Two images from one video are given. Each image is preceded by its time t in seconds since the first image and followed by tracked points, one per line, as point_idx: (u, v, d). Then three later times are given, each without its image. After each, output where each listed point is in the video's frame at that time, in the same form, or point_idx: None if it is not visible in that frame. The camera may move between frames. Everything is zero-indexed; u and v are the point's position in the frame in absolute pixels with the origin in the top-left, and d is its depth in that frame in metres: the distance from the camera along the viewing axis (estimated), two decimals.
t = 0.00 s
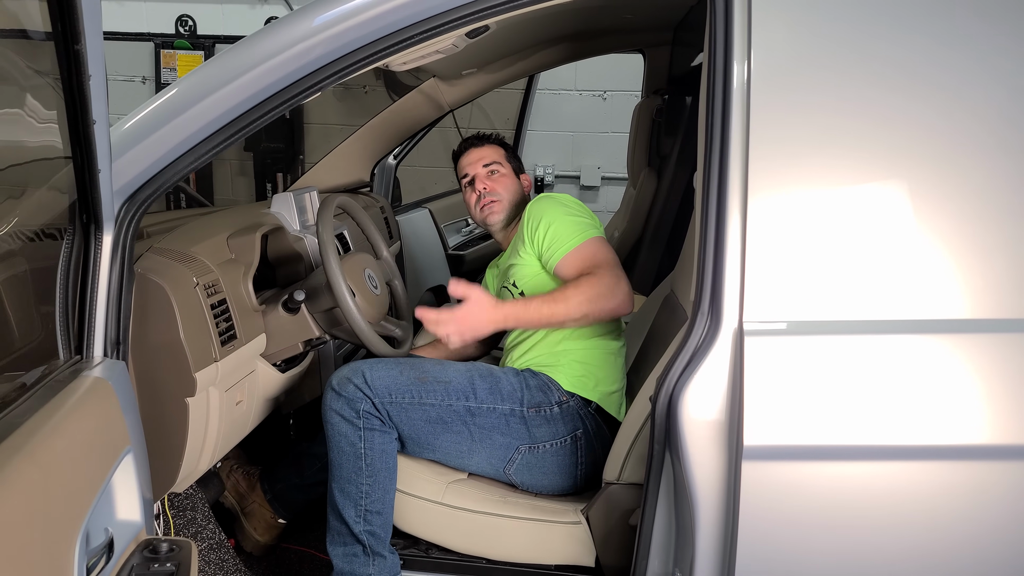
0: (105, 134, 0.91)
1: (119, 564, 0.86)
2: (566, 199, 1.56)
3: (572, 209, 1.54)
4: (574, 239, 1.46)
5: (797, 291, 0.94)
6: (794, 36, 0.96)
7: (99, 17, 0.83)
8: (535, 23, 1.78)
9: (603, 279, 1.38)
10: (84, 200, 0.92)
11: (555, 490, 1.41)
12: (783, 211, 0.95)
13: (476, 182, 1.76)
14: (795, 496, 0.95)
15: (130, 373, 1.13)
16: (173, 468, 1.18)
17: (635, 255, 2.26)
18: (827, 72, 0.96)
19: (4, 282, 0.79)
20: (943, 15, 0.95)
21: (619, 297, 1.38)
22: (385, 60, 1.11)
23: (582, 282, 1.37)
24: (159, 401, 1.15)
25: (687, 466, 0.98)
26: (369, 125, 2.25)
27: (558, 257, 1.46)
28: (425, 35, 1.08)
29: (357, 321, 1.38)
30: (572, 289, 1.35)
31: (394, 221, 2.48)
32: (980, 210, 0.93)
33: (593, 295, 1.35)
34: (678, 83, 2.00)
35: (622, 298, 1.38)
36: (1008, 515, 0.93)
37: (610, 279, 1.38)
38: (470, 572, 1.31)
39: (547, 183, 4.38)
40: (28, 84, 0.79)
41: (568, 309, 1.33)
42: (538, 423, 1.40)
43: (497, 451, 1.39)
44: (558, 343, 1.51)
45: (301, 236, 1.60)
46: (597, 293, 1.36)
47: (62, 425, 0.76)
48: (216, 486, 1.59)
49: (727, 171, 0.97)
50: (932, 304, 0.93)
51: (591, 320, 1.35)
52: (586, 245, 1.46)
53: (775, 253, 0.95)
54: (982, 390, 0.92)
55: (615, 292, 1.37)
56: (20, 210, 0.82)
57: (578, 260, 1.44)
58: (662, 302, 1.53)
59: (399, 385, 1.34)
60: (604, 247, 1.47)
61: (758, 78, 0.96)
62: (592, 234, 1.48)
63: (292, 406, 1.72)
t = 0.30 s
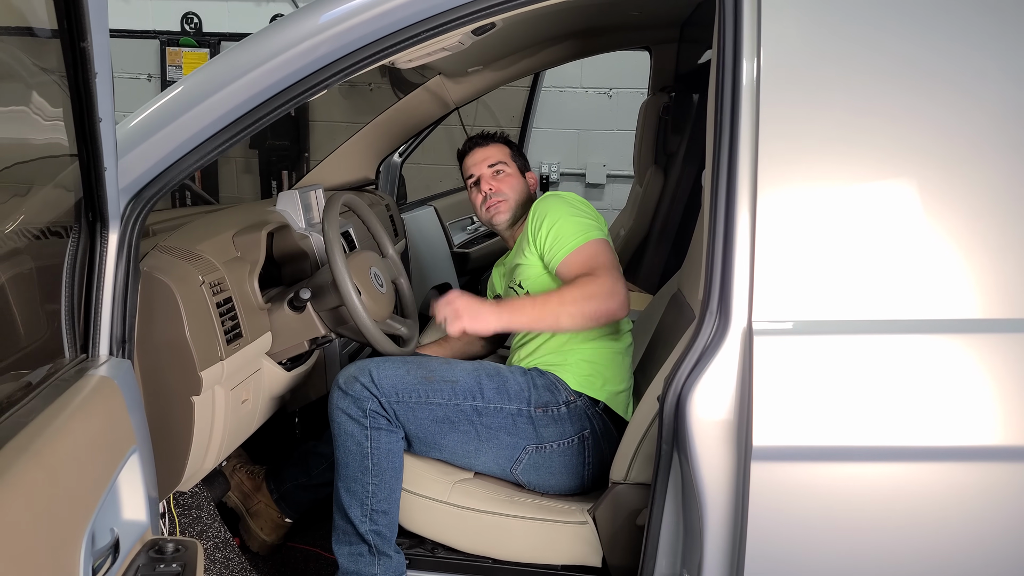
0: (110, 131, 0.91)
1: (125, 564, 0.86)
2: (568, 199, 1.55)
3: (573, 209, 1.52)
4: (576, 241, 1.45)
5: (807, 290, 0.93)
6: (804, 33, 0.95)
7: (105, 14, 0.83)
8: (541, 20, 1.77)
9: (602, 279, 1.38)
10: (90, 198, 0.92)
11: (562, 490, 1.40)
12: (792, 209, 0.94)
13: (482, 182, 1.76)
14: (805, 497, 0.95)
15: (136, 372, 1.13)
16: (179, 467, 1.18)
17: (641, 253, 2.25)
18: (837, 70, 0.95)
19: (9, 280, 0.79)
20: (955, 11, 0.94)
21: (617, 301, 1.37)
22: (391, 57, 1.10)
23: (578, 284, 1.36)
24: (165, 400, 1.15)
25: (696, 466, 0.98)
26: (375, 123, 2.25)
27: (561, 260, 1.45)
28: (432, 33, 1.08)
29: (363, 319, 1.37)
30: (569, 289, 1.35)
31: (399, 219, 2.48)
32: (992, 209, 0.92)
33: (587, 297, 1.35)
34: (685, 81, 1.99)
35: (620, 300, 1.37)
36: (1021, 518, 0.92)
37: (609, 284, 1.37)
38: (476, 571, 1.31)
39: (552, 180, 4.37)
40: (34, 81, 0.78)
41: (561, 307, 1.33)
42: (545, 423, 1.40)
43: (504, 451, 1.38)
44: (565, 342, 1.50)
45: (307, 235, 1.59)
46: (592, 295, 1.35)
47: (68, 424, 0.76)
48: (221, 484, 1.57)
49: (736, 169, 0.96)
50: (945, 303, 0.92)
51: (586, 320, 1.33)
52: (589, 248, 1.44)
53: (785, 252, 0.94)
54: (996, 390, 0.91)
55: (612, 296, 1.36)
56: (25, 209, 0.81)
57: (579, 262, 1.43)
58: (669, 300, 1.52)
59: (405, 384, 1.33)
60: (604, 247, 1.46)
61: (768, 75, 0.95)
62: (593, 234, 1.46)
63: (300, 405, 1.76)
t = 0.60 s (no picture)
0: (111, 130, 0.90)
1: (128, 565, 0.86)
2: (567, 198, 1.51)
3: (572, 211, 1.48)
4: (571, 249, 1.43)
5: (813, 286, 0.93)
6: (807, 28, 0.94)
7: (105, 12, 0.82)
8: (542, 17, 1.76)
9: (587, 296, 1.39)
10: (91, 197, 0.92)
11: (566, 489, 1.40)
12: (797, 205, 0.93)
13: (485, 180, 1.75)
14: (810, 495, 0.94)
15: (138, 372, 1.13)
16: (182, 467, 1.18)
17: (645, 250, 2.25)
18: (842, 65, 0.94)
19: (9, 280, 0.78)
20: (960, 6, 0.93)
21: (606, 316, 1.39)
22: (393, 55, 1.09)
23: (568, 306, 1.39)
24: (168, 400, 1.15)
25: (701, 464, 0.97)
26: (376, 120, 2.24)
27: (557, 266, 1.44)
28: (434, 30, 1.07)
29: (365, 318, 1.37)
30: (558, 316, 1.38)
31: (401, 217, 2.47)
32: (999, 203, 0.92)
33: (577, 319, 1.38)
34: (688, 77, 1.98)
35: (608, 313, 1.40)
36: None
37: (598, 300, 1.39)
38: (480, 570, 1.30)
39: (555, 178, 4.36)
40: (33, 79, 0.78)
41: (551, 333, 1.37)
42: (549, 422, 1.39)
43: (508, 449, 1.38)
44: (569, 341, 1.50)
45: (309, 233, 1.60)
46: (582, 316, 1.38)
47: (72, 424, 0.76)
48: (225, 483, 1.58)
49: (740, 165, 0.95)
50: (952, 299, 0.91)
51: (575, 340, 1.38)
52: (585, 256, 1.43)
53: (791, 248, 0.93)
54: (1004, 386, 0.90)
55: (601, 313, 1.39)
56: (25, 209, 0.81)
57: (574, 269, 1.42)
58: (674, 297, 1.51)
59: (408, 383, 1.33)
60: (600, 252, 1.44)
61: (772, 71, 0.94)
62: (590, 240, 1.44)
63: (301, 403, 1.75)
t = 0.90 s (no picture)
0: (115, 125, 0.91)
1: (131, 559, 0.86)
2: (571, 198, 1.51)
3: (576, 211, 1.48)
4: (573, 248, 1.43)
5: (814, 285, 0.93)
6: (810, 28, 0.94)
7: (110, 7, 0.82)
8: (545, 15, 1.77)
9: (589, 298, 1.39)
10: (94, 191, 0.92)
11: (566, 486, 1.40)
12: (799, 204, 0.94)
13: (487, 178, 1.75)
14: (810, 493, 0.94)
15: (140, 368, 1.13)
16: (184, 462, 1.18)
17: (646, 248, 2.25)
18: (844, 65, 0.94)
19: (12, 275, 0.78)
20: (962, 6, 0.93)
21: (606, 319, 1.39)
22: (396, 52, 1.10)
23: (569, 306, 1.39)
24: (170, 395, 1.15)
25: (702, 463, 0.97)
26: (378, 117, 2.24)
27: (559, 265, 1.44)
28: (437, 27, 1.07)
29: (367, 315, 1.37)
30: (559, 315, 1.38)
31: (403, 214, 2.47)
32: (1001, 203, 0.92)
33: (578, 322, 1.38)
34: (690, 76, 1.98)
35: (608, 317, 1.40)
36: None
37: (600, 303, 1.39)
38: (480, 567, 1.31)
39: (556, 176, 4.35)
40: (37, 74, 0.78)
41: (551, 334, 1.37)
42: (549, 419, 1.40)
43: (509, 446, 1.38)
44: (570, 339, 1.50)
45: (311, 230, 1.60)
46: (582, 318, 1.38)
47: (74, 419, 0.76)
48: (226, 479, 1.58)
49: (743, 164, 0.95)
50: (955, 298, 0.91)
51: (575, 341, 1.38)
52: (588, 256, 1.43)
53: (792, 247, 0.93)
54: (1006, 385, 0.90)
55: (602, 316, 1.39)
56: (27, 204, 0.81)
57: (576, 270, 1.42)
58: (675, 295, 1.51)
59: (409, 379, 1.33)
60: (602, 255, 1.44)
61: (774, 70, 0.94)
62: (592, 240, 1.44)
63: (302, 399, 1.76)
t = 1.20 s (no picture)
0: (121, 126, 0.91)
1: (135, 559, 0.87)
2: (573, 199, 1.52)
3: (578, 212, 1.49)
4: (574, 250, 1.44)
5: (816, 286, 0.93)
6: (812, 29, 0.95)
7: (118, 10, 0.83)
8: (547, 16, 1.77)
9: (590, 298, 1.39)
10: (100, 192, 0.93)
11: (568, 486, 1.40)
12: (800, 205, 0.94)
13: (489, 180, 1.76)
14: (812, 493, 0.95)
15: (144, 368, 1.14)
16: (187, 460, 1.19)
17: (648, 249, 2.25)
18: (845, 67, 0.94)
19: (20, 274, 0.79)
20: (963, 8, 0.94)
21: (607, 319, 1.39)
22: (400, 54, 1.10)
23: (570, 307, 1.39)
24: (174, 394, 1.16)
25: (703, 463, 0.97)
26: (381, 119, 2.25)
27: (560, 266, 1.44)
28: (442, 29, 1.08)
29: (370, 315, 1.37)
30: (560, 316, 1.39)
31: (405, 215, 2.48)
32: (1002, 204, 0.92)
33: (578, 322, 1.38)
34: (692, 77, 1.99)
35: (609, 318, 1.40)
36: None
37: (600, 303, 1.39)
38: (482, 566, 1.31)
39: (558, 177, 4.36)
40: (46, 76, 0.78)
41: (552, 335, 1.38)
42: (551, 419, 1.40)
43: (511, 446, 1.39)
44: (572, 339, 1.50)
45: (314, 230, 1.61)
46: (583, 318, 1.38)
47: (80, 418, 0.76)
48: (229, 480, 1.59)
49: (744, 166, 0.96)
50: (956, 299, 0.92)
51: (575, 342, 1.38)
52: (589, 257, 1.43)
53: (794, 247, 0.94)
54: (1007, 386, 0.91)
55: (602, 317, 1.39)
56: (33, 205, 0.81)
57: (577, 271, 1.43)
58: (677, 296, 1.51)
59: (411, 379, 1.33)
60: (603, 256, 1.44)
61: (776, 72, 0.95)
62: (593, 241, 1.45)
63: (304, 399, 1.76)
